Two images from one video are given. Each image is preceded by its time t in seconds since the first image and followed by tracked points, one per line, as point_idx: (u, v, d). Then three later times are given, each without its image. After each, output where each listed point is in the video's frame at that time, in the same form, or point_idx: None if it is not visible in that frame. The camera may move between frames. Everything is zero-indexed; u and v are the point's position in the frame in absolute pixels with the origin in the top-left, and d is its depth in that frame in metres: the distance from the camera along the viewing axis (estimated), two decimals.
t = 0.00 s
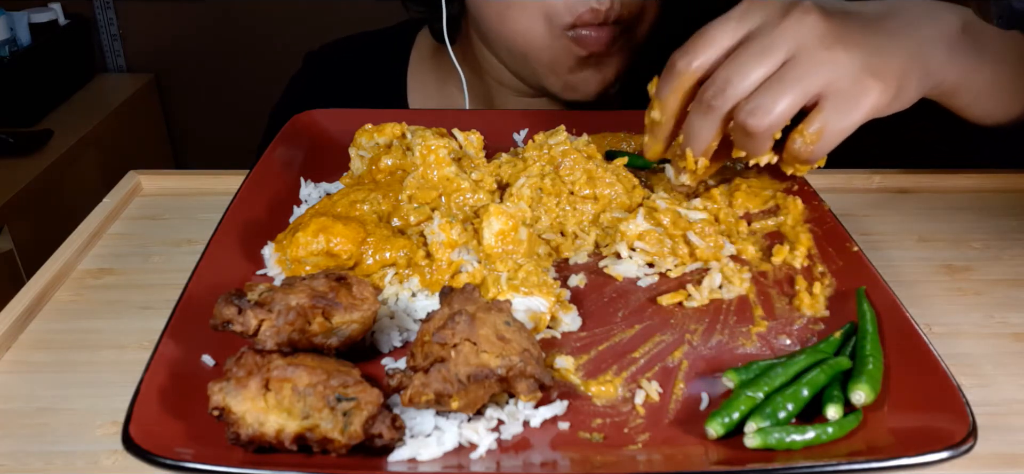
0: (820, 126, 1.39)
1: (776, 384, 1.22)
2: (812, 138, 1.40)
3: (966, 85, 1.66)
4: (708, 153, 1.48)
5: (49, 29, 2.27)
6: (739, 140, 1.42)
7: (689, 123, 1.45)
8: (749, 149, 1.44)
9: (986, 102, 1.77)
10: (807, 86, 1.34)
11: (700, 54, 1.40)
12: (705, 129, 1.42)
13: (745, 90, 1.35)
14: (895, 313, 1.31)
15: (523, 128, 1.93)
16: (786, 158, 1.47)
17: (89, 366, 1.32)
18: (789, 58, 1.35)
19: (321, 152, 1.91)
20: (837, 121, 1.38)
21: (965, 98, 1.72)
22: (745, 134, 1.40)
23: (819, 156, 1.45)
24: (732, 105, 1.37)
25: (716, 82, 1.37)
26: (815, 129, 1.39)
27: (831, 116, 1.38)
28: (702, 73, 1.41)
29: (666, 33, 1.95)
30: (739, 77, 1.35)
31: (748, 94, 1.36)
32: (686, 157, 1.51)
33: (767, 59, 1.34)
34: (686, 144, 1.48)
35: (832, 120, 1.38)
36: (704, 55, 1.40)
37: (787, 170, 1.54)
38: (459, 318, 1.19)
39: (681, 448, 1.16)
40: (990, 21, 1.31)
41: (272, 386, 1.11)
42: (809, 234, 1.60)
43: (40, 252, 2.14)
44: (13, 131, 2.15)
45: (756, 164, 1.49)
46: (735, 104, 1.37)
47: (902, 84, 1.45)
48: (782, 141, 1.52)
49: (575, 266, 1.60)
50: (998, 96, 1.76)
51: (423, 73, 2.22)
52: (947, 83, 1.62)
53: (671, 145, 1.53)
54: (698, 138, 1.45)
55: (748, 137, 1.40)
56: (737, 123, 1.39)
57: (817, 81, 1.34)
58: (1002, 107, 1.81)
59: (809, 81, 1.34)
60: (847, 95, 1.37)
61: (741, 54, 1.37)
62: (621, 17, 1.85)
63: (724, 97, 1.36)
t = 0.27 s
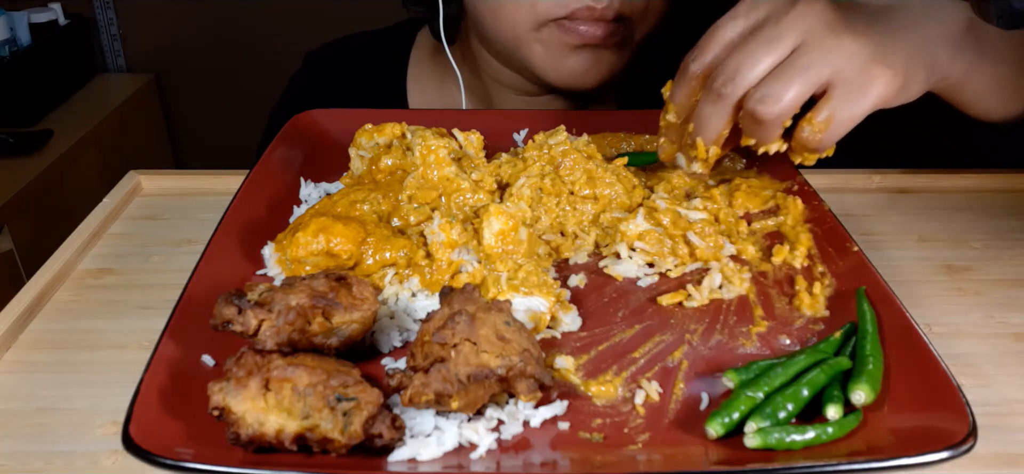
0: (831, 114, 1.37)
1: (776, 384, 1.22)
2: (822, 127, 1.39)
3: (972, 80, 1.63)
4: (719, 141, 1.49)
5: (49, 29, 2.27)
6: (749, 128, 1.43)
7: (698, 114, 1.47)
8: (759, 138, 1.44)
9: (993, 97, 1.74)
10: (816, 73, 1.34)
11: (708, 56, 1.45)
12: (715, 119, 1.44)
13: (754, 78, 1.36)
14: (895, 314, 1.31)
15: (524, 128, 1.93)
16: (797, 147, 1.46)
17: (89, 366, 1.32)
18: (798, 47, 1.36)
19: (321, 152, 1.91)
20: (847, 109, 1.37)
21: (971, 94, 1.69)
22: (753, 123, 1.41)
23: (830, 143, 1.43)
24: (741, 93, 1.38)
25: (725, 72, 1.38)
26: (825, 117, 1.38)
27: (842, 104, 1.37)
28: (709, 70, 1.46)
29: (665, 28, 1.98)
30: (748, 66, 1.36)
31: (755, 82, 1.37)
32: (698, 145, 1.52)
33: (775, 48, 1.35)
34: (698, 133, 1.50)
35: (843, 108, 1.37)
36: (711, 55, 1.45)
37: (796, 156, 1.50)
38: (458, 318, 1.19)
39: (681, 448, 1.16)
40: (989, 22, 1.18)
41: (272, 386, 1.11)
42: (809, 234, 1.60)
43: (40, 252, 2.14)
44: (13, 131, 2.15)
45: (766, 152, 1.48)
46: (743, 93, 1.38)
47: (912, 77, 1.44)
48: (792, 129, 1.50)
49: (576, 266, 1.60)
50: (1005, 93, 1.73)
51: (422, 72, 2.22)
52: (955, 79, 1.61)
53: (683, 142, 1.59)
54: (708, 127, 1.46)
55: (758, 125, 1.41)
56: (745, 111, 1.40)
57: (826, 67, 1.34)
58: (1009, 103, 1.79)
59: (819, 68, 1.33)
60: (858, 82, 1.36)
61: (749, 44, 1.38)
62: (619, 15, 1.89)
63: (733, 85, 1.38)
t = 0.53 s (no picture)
0: (840, 139, 1.41)
1: (776, 384, 1.22)
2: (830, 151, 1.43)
3: (982, 85, 1.62)
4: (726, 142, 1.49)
5: (49, 29, 2.27)
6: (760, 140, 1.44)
7: (715, 112, 1.43)
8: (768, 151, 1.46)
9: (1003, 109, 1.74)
10: (839, 99, 1.34)
11: (741, 54, 1.37)
12: (731, 121, 1.41)
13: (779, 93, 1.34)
14: (895, 314, 1.31)
15: (523, 128, 1.93)
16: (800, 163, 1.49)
17: (89, 366, 1.32)
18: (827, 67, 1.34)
19: (322, 152, 1.92)
20: (857, 136, 1.41)
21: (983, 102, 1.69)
22: (768, 139, 1.42)
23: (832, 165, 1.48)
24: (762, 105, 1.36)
25: (753, 79, 1.35)
26: (833, 143, 1.42)
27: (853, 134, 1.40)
28: (738, 68, 1.39)
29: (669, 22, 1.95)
30: (781, 85, 1.33)
31: (781, 100, 1.36)
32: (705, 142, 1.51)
33: (811, 69, 1.32)
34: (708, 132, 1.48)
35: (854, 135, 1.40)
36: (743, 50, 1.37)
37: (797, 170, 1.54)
38: (458, 318, 1.19)
39: (681, 448, 1.16)
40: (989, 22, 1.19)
41: (272, 386, 1.11)
42: (809, 234, 1.60)
43: (40, 252, 2.14)
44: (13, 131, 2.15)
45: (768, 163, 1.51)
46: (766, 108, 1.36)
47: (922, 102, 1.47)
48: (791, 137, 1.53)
49: (575, 266, 1.60)
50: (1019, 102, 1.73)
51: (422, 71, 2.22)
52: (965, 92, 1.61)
53: (691, 132, 1.55)
54: (721, 129, 1.44)
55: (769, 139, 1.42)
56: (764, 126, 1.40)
57: (847, 95, 1.35)
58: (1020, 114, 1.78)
59: (841, 96, 1.34)
60: (873, 112, 1.38)
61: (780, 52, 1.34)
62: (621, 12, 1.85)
63: (759, 99, 1.35)
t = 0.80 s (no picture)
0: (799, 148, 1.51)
1: (776, 384, 1.22)
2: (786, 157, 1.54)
3: (979, 97, 1.63)
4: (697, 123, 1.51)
5: (49, 29, 2.27)
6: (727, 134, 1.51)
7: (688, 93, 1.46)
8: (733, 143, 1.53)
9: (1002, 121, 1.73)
10: (805, 118, 1.43)
11: (728, 42, 1.38)
12: (697, 107, 1.45)
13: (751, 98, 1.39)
14: (895, 314, 1.31)
15: (523, 128, 1.94)
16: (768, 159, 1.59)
17: (89, 366, 1.32)
18: (803, 83, 1.40)
19: (322, 152, 1.92)
20: (816, 150, 1.50)
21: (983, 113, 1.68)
22: (738, 140, 1.50)
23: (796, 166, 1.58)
24: (729, 105, 1.40)
25: (732, 78, 1.38)
26: (796, 151, 1.52)
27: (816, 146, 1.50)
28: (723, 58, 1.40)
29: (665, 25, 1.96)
30: (757, 88, 1.38)
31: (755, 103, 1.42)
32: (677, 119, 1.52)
33: (789, 80, 1.38)
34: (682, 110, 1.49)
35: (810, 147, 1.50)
36: (728, 43, 1.38)
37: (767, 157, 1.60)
38: (458, 318, 1.19)
39: (681, 448, 1.16)
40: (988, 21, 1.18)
41: (273, 386, 1.11)
42: (809, 234, 1.60)
43: (40, 252, 2.14)
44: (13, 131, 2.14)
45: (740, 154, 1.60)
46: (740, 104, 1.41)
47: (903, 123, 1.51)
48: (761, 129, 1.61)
49: (575, 266, 1.59)
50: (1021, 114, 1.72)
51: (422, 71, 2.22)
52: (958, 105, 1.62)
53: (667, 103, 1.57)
54: (691, 111, 1.47)
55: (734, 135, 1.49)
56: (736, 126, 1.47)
57: (814, 115, 1.43)
58: None
59: (809, 115, 1.43)
60: (838, 132, 1.47)
61: (767, 57, 1.38)
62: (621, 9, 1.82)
63: (733, 96, 1.39)
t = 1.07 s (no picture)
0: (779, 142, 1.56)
1: (776, 384, 1.22)
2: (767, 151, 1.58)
3: (972, 101, 1.64)
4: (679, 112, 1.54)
5: (49, 29, 2.27)
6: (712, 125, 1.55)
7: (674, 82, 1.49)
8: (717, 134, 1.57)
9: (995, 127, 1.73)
10: (787, 113, 1.47)
11: (713, 36, 1.43)
12: (682, 97, 1.48)
13: (736, 90, 1.42)
14: (895, 314, 1.31)
15: (523, 128, 1.94)
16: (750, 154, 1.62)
17: (89, 366, 1.32)
18: (786, 79, 1.44)
19: (321, 152, 1.92)
20: (796, 145, 1.55)
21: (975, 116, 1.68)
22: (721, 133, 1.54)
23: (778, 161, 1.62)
24: (713, 96, 1.43)
25: (719, 69, 1.41)
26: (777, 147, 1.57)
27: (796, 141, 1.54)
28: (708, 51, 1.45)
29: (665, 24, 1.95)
30: (743, 79, 1.42)
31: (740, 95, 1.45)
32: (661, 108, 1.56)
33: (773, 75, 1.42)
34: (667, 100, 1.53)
35: (790, 141, 1.55)
36: (715, 36, 1.42)
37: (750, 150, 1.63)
38: (458, 318, 1.19)
39: (681, 448, 1.16)
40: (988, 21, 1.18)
41: (273, 386, 1.11)
42: (809, 235, 1.60)
43: (40, 252, 2.14)
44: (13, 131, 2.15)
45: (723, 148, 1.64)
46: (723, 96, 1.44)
47: (885, 122, 1.54)
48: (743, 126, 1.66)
49: (575, 266, 1.59)
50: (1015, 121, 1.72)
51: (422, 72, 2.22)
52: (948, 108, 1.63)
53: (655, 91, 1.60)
54: (676, 101, 1.50)
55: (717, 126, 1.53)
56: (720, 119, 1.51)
57: (796, 110, 1.47)
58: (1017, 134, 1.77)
59: (791, 110, 1.47)
60: (818, 129, 1.52)
61: (752, 51, 1.41)
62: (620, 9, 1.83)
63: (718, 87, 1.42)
